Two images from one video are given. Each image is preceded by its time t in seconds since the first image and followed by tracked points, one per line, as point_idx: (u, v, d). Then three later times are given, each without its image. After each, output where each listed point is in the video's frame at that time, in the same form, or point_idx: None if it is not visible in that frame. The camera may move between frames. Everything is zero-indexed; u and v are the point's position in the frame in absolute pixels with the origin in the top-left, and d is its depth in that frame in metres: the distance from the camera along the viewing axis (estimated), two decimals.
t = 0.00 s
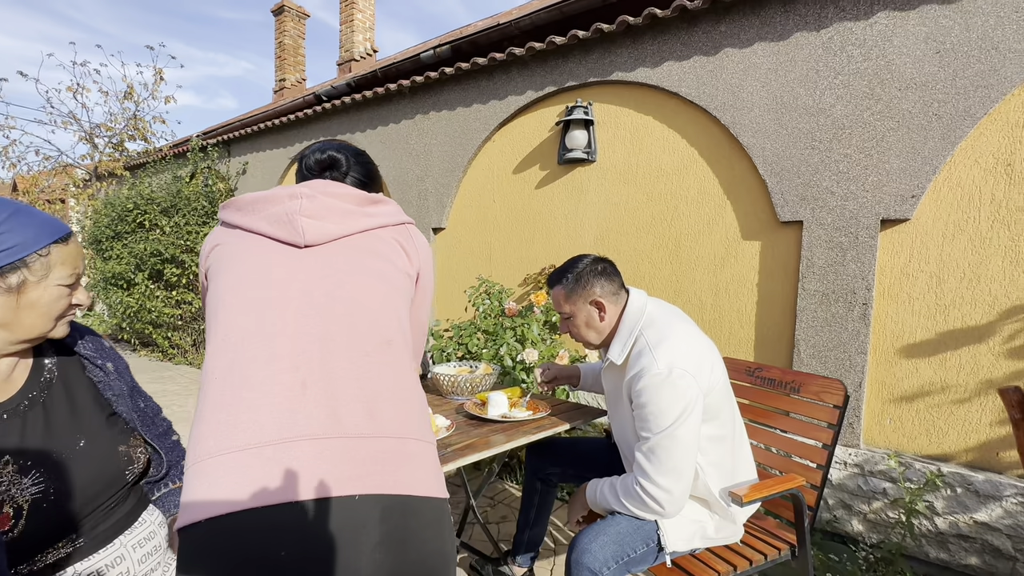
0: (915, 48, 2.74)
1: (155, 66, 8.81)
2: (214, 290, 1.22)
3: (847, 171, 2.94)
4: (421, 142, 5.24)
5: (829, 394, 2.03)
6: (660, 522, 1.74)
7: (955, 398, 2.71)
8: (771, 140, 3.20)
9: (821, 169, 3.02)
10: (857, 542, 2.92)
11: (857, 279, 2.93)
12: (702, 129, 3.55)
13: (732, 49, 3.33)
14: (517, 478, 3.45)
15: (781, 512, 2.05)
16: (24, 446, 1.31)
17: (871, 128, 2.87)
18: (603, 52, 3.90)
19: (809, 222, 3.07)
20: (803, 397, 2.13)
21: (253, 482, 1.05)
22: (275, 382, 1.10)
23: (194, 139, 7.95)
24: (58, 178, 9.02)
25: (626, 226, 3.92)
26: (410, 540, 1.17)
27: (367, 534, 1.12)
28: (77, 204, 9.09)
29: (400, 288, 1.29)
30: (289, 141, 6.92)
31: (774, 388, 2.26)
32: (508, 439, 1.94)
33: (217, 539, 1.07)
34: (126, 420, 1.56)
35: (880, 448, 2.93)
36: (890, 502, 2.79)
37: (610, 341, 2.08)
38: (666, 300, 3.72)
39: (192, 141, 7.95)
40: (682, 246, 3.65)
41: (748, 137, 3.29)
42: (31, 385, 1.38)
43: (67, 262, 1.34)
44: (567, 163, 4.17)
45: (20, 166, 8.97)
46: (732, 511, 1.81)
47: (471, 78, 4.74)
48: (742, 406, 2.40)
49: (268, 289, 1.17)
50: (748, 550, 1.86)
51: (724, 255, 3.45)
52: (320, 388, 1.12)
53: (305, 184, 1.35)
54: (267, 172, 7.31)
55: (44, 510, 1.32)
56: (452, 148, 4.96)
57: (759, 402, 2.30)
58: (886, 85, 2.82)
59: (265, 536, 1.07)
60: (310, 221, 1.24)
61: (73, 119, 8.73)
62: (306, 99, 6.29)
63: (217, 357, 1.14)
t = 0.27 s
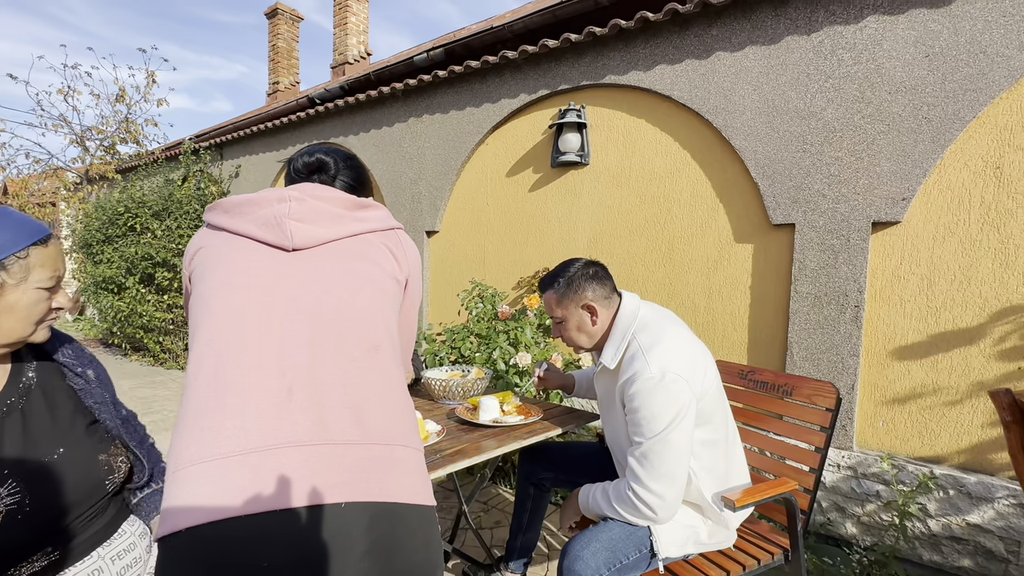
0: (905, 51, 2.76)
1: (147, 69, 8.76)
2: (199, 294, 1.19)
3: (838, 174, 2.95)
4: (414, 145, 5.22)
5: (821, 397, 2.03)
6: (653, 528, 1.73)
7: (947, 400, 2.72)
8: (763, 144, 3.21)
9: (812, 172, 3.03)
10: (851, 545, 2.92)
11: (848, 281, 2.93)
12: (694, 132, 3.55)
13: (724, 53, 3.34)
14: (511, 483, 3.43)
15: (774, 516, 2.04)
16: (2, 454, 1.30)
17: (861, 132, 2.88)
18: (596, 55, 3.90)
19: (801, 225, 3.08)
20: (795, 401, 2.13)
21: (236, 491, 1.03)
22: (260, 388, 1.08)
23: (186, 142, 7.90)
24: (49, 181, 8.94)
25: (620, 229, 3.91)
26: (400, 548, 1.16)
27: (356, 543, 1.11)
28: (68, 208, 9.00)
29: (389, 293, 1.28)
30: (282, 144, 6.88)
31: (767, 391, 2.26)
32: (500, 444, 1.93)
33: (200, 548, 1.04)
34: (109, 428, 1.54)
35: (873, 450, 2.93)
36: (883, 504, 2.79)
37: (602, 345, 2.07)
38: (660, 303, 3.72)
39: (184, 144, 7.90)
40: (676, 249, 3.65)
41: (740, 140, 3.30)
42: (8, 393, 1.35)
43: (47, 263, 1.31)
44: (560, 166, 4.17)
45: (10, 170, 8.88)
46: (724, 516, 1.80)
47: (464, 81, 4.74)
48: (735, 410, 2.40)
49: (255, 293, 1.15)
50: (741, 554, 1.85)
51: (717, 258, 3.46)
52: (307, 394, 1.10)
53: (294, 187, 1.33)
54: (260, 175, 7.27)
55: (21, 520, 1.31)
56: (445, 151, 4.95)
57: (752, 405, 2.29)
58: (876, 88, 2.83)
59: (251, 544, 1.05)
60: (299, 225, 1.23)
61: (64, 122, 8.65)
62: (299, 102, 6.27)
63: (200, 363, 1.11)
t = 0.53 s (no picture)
0: (896, 54, 2.78)
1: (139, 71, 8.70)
2: (191, 295, 1.16)
3: (831, 175, 2.96)
4: (408, 147, 5.21)
5: (816, 398, 2.03)
6: (649, 531, 1.72)
7: (940, 400, 2.73)
8: (756, 145, 3.22)
9: (805, 173, 3.05)
10: (846, 545, 2.93)
11: (842, 282, 2.94)
12: (688, 133, 3.57)
13: (717, 55, 3.35)
14: (506, 485, 3.41)
15: (770, 517, 2.04)
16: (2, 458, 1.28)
17: (854, 133, 2.90)
18: (590, 57, 3.91)
19: (795, 226, 3.09)
20: (790, 401, 2.13)
21: (229, 497, 1.01)
22: (255, 394, 1.06)
23: (178, 144, 7.84)
24: (39, 184, 8.85)
25: (615, 231, 3.91)
26: (396, 550, 1.15)
27: (351, 546, 1.10)
28: (58, 211, 8.91)
29: (385, 297, 1.27)
30: (275, 146, 6.85)
31: (762, 392, 2.26)
32: (495, 447, 1.92)
33: (192, 555, 1.02)
34: (101, 431, 1.51)
35: (867, 450, 2.94)
36: (878, 504, 2.80)
37: (597, 347, 2.07)
38: (654, 305, 3.72)
39: (176, 146, 7.84)
40: (670, 251, 3.65)
41: (733, 142, 3.31)
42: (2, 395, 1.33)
43: (47, 267, 1.30)
44: (555, 168, 4.17)
45: None
46: (720, 518, 1.80)
47: (458, 83, 4.73)
48: (730, 411, 2.40)
49: (251, 296, 1.13)
50: (737, 557, 1.85)
51: (712, 259, 3.46)
52: (301, 399, 1.09)
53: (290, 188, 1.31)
54: (253, 177, 7.23)
55: (20, 525, 1.29)
56: (440, 153, 4.94)
57: (747, 406, 2.29)
58: (868, 90, 2.85)
59: (244, 551, 1.03)
60: (297, 227, 1.21)
61: (54, 124, 8.57)
62: (293, 104, 6.24)
63: (192, 366, 1.09)
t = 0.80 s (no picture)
0: (885, 55, 2.80)
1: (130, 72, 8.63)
2: (180, 291, 1.10)
3: (823, 175, 2.98)
4: (402, 147, 5.20)
5: (808, 397, 2.04)
6: (644, 532, 1.72)
7: (931, 398, 2.75)
8: (748, 146, 3.24)
9: (797, 173, 3.07)
10: (839, 543, 2.94)
11: (834, 281, 2.96)
12: (680, 134, 3.58)
13: (709, 56, 3.36)
14: (502, 486, 3.41)
15: (763, 516, 2.05)
16: None
17: (845, 134, 2.92)
18: (583, 58, 3.91)
19: (787, 226, 3.10)
20: (783, 400, 2.14)
21: (225, 501, 1.00)
22: (253, 396, 1.05)
23: (170, 146, 7.78)
24: (28, 186, 8.75)
25: (609, 231, 3.92)
26: (389, 545, 1.16)
27: (345, 544, 1.10)
28: (48, 213, 8.81)
29: (379, 296, 1.27)
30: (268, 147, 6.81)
31: (755, 392, 2.27)
32: (489, 449, 1.91)
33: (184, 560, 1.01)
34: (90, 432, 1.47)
35: (860, 449, 2.96)
36: (871, 502, 2.82)
37: (591, 348, 2.07)
38: (648, 305, 3.73)
39: (168, 147, 7.78)
40: (664, 251, 3.66)
41: (725, 142, 3.33)
42: None
43: (36, 266, 1.29)
44: (549, 169, 4.17)
45: None
46: (714, 518, 1.79)
47: (452, 83, 4.73)
48: (723, 411, 2.40)
49: (248, 296, 1.09)
50: (731, 555, 1.85)
51: (705, 259, 3.48)
52: (299, 401, 1.08)
53: (285, 183, 1.27)
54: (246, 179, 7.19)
55: (13, 526, 1.28)
56: (433, 154, 4.93)
57: (740, 406, 2.30)
58: (859, 91, 2.87)
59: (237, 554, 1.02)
60: (297, 226, 1.18)
61: (44, 125, 8.48)
62: (285, 105, 6.21)
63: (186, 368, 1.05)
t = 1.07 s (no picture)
0: (875, 55, 2.83)
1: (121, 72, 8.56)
2: (167, 289, 1.07)
3: (814, 175, 3.01)
4: (396, 148, 5.18)
5: (800, 395, 2.05)
6: (638, 530, 1.73)
7: (922, 395, 2.78)
8: (741, 145, 3.25)
9: (789, 173, 3.09)
10: (832, 539, 2.96)
11: (825, 280, 2.99)
12: (673, 134, 3.59)
13: (701, 56, 3.38)
14: (496, 486, 3.41)
15: (756, 513, 2.07)
16: None
17: (836, 134, 2.94)
18: (576, 58, 3.92)
19: (779, 225, 3.12)
20: (775, 399, 2.15)
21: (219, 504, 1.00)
22: (247, 399, 1.04)
23: (161, 147, 7.72)
24: (17, 187, 8.65)
25: (602, 231, 3.93)
26: (382, 543, 1.17)
27: (340, 544, 1.10)
28: (37, 214, 8.72)
29: (370, 297, 1.27)
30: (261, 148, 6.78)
31: (748, 390, 2.28)
32: (483, 449, 1.91)
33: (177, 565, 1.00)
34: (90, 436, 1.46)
35: (852, 446, 2.98)
36: (863, 498, 2.84)
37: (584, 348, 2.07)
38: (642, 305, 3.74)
39: (159, 148, 7.72)
40: (657, 251, 3.68)
41: (718, 142, 3.34)
42: None
43: (44, 267, 1.29)
44: (542, 169, 4.18)
45: None
46: (707, 515, 1.81)
47: (446, 83, 4.72)
48: (717, 409, 2.41)
49: (240, 297, 1.08)
50: (724, 552, 1.87)
51: (698, 258, 3.49)
52: (293, 403, 1.08)
53: (273, 181, 1.25)
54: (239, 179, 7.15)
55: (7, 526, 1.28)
56: (427, 154, 4.93)
57: (733, 404, 2.32)
58: (849, 91, 2.89)
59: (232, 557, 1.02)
60: (289, 226, 1.17)
61: (33, 126, 8.40)
62: (278, 105, 6.18)
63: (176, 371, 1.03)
